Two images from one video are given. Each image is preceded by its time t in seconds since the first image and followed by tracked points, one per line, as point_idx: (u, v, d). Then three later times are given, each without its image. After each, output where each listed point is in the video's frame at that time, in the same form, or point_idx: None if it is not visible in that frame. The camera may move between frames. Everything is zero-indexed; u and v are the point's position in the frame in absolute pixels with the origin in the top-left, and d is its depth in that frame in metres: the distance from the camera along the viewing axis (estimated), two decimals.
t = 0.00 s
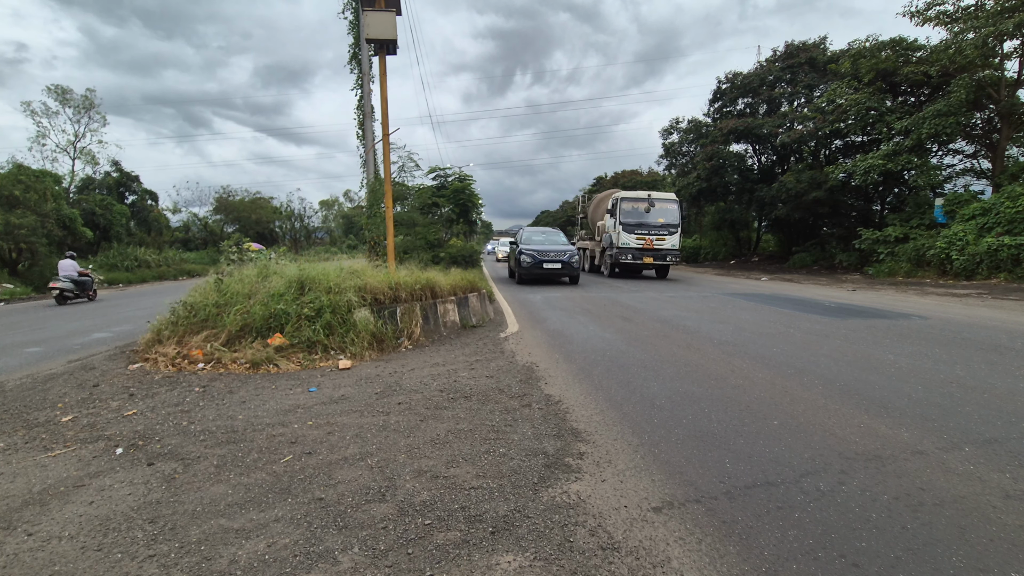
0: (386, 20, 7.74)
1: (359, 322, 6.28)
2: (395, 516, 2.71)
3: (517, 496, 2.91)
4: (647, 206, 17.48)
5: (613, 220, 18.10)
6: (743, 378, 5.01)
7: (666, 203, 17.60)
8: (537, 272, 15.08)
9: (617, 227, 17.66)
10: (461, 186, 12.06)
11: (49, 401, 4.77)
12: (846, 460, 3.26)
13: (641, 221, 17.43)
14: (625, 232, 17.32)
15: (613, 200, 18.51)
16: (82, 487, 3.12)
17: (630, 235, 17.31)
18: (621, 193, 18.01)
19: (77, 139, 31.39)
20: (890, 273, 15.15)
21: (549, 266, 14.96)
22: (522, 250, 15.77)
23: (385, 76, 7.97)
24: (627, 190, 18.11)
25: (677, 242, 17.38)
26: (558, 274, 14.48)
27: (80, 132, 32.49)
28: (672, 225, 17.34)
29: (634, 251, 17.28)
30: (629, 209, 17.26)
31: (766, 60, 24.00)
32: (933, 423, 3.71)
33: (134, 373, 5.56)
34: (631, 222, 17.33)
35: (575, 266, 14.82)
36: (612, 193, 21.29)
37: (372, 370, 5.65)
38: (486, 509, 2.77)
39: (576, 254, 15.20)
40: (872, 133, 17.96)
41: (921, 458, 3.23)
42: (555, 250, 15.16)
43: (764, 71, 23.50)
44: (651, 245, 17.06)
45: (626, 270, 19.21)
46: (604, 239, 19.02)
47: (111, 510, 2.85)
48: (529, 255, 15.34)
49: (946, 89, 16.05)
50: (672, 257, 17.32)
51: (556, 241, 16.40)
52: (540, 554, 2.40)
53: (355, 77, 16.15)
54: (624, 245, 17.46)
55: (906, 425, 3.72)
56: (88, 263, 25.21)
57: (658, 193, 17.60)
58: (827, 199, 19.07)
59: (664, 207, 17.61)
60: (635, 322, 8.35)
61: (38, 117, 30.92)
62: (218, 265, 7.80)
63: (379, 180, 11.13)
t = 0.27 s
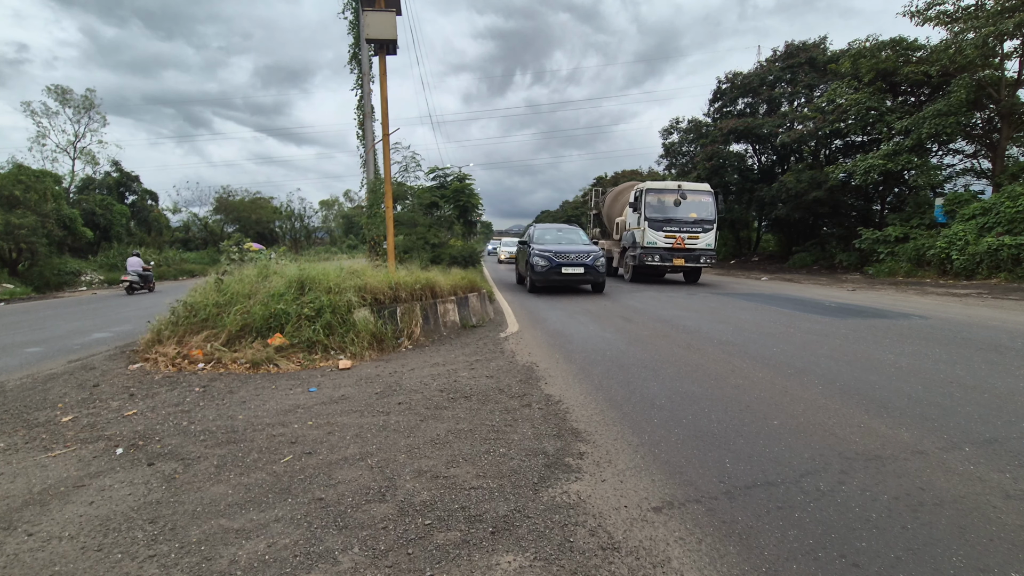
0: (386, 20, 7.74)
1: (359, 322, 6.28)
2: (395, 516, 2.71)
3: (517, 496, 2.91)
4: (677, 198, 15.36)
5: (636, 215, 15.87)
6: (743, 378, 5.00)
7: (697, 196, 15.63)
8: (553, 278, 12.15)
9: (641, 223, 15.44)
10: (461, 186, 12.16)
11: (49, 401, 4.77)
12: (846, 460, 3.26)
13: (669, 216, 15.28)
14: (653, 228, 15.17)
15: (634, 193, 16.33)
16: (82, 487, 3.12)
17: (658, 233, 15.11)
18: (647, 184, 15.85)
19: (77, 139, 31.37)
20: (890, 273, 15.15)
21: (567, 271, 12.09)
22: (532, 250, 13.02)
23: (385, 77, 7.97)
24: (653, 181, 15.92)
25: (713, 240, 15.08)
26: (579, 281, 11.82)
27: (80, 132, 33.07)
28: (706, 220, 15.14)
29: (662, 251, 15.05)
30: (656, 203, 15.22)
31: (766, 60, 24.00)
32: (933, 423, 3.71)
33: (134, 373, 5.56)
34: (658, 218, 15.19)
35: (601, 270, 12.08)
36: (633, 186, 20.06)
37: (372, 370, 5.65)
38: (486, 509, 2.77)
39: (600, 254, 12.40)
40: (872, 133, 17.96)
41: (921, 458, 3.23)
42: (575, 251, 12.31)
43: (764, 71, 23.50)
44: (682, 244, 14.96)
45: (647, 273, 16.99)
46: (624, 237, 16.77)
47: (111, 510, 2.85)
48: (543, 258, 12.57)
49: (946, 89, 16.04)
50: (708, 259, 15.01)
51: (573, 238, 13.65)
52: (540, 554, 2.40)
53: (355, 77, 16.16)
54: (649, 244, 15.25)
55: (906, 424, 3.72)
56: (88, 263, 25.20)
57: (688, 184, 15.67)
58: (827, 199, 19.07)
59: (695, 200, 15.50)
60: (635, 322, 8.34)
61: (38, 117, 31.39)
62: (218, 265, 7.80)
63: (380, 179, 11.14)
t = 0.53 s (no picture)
0: (386, 20, 7.74)
1: (359, 322, 6.29)
2: (395, 516, 2.71)
3: (517, 496, 2.91)
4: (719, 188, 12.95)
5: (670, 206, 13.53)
6: (743, 378, 5.00)
7: (744, 184, 13.18)
8: (581, 290, 9.34)
9: (678, 217, 13.04)
10: (461, 186, 12.01)
11: (49, 401, 4.77)
12: (846, 460, 3.26)
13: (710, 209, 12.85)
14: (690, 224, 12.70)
15: (666, 181, 13.95)
16: (82, 487, 3.12)
17: (697, 229, 12.66)
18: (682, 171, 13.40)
19: (77, 139, 31.37)
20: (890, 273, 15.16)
21: (599, 278, 9.26)
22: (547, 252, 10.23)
23: (385, 77, 7.96)
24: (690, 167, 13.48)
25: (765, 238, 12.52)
26: (616, 292, 9.17)
27: (81, 132, 32.12)
28: (755, 214, 12.64)
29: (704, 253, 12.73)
30: (694, 193, 12.84)
31: (766, 60, 24.00)
32: (933, 423, 3.71)
33: (134, 373, 5.56)
34: (698, 210, 12.82)
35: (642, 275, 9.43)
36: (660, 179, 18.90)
37: (372, 370, 5.65)
38: (486, 509, 2.77)
39: (639, 255, 9.56)
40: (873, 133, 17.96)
41: (921, 458, 3.23)
42: (606, 252, 9.53)
43: (764, 71, 23.50)
44: (727, 243, 12.49)
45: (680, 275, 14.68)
46: (655, 232, 14.41)
47: (111, 510, 2.85)
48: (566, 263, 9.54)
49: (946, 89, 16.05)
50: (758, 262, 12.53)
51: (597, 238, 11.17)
52: (539, 554, 2.40)
53: (355, 77, 16.16)
54: (686, 243, 12.84)
55: (906, 424, 3.72)
56: (88, 263, 25.17)
57: (733, 171, 13.28)
58: (827, 199, 19.10)
59: (741, 191, 13.03)
60: (635, 322, 8.34)
61: (37, 116, 30.31)
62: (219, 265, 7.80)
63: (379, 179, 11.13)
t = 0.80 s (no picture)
0: (386, 20, 7.74)
1: (359, 322, 6.29)
2: (395, 516, 2.71)
3: (517, 496, 2.91)
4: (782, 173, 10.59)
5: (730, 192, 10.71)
6: (744, 378, 4.99)
7: (815, 167, 10.76)
8: (636, 314, 6.38)
9: (731, 209, 10.57)
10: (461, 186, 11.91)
11: (49, 401, 4.77)
12: (846, 460, 3.26)
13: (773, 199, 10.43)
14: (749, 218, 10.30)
15: (712, 163, 11.48)
16: (82, 487, 3.12)
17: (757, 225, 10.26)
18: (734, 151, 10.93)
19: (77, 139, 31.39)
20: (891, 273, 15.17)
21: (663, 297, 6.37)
22: (585, 257, 7.41)
23: (385, 77, 7.96)
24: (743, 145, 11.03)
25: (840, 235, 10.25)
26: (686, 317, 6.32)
27: (80, 132, 32.64)
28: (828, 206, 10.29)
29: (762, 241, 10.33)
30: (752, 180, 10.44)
31: (766, 60, 24.01)
32: (933, 423, 3.71)
33: (134, 373, 5.56)
34: (758, 201, 10.37)
35: (723, 294, 6.48)
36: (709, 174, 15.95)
37: (372, 370, 5.65)
38: (486, 509, 2.77)
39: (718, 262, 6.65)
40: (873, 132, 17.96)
41: (921, 457, 3.23)
42: (672, 258, 6.64)
43: (764, 71, 23.50)
44: (796, 242, 10.15)
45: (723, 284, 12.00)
46: (697, 227, 11.90)
47: (111, 510, 2.85)
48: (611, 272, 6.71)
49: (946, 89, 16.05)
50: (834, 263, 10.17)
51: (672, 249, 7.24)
52: (539, 554, 2.40)
53: (355, 77, 16.18)
54: (742, 242, 10.38)
55: (906, 424, 3.72)
56: (88, 263, 25.17)
57: (799, 150, 10.85)
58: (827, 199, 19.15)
59: (808, 176, 10.66)
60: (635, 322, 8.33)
61: (37, 116, 30.92)
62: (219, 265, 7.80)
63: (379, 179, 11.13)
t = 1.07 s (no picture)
0: (386, 20, 7.74)
1: (359, 322, 6.30)
2: (395, 516, 2.71)
3: (517, 496, 2.91)
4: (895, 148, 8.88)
5: (821, 171, 9.18)
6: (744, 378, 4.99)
7: (933, 140, 9.02)
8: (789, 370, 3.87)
9: (828, 198, 8.97)
10: (461, 186, 11.85)
11: (50, 401, 4.77)
12: (846, 460, 3.26)
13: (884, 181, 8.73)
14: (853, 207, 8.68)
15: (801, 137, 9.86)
16: (82, 487, 3.12)
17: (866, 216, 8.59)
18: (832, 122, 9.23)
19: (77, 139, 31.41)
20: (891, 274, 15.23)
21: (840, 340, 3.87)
22: (677, 272, 4.80)
23: (385, 77, 7.96)
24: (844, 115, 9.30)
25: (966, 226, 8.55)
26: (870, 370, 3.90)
27: (80, 132, 32.49)
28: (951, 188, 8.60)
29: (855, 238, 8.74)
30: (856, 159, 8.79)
31: (766, 60, 24.01)
32: (932, 423, 3.71)
33: (135, 373, 5.56)
34: (860, 184, 8.77)
35: (944, 335, 4.08)
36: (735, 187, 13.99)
37: (372, 370, 5.64)
38: (486, 509, 2.77)
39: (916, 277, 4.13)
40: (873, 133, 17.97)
41: (922, 457, 3.23)
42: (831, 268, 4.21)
43: (764, 71, 23.51)
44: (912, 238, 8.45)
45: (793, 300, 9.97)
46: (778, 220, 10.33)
47: (111, 510, 2.85)
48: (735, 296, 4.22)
49: (946, 89, 16.05)
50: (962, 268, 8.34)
51: (805, 252, 4.92)
52: (539, 554, 2.40)
53: (355, 77, 16.18)
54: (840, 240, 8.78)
55: (908, 424, 3.72)
56: (88, 263, 25.16)
57: (913, 119, 9.10)
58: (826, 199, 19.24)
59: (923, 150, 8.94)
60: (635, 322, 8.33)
61: (37, 116, 30.78)
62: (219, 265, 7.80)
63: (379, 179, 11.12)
